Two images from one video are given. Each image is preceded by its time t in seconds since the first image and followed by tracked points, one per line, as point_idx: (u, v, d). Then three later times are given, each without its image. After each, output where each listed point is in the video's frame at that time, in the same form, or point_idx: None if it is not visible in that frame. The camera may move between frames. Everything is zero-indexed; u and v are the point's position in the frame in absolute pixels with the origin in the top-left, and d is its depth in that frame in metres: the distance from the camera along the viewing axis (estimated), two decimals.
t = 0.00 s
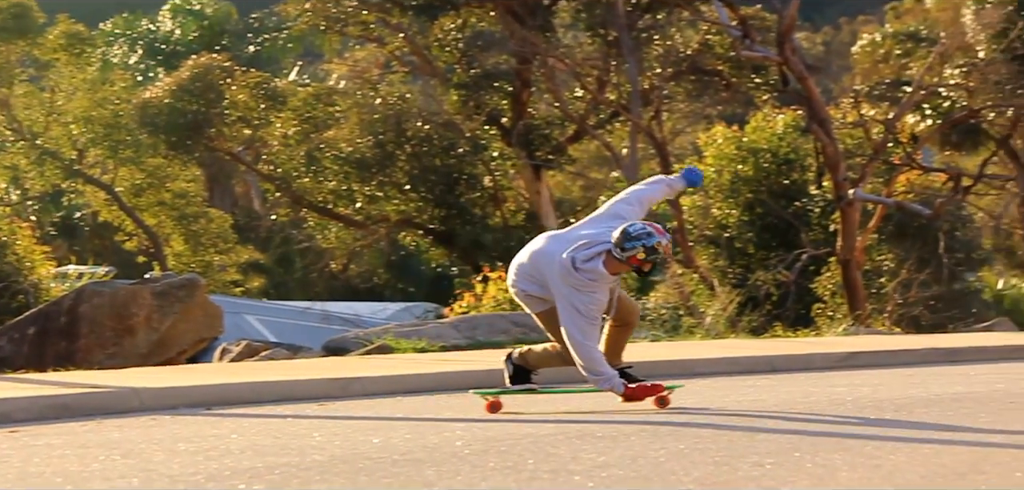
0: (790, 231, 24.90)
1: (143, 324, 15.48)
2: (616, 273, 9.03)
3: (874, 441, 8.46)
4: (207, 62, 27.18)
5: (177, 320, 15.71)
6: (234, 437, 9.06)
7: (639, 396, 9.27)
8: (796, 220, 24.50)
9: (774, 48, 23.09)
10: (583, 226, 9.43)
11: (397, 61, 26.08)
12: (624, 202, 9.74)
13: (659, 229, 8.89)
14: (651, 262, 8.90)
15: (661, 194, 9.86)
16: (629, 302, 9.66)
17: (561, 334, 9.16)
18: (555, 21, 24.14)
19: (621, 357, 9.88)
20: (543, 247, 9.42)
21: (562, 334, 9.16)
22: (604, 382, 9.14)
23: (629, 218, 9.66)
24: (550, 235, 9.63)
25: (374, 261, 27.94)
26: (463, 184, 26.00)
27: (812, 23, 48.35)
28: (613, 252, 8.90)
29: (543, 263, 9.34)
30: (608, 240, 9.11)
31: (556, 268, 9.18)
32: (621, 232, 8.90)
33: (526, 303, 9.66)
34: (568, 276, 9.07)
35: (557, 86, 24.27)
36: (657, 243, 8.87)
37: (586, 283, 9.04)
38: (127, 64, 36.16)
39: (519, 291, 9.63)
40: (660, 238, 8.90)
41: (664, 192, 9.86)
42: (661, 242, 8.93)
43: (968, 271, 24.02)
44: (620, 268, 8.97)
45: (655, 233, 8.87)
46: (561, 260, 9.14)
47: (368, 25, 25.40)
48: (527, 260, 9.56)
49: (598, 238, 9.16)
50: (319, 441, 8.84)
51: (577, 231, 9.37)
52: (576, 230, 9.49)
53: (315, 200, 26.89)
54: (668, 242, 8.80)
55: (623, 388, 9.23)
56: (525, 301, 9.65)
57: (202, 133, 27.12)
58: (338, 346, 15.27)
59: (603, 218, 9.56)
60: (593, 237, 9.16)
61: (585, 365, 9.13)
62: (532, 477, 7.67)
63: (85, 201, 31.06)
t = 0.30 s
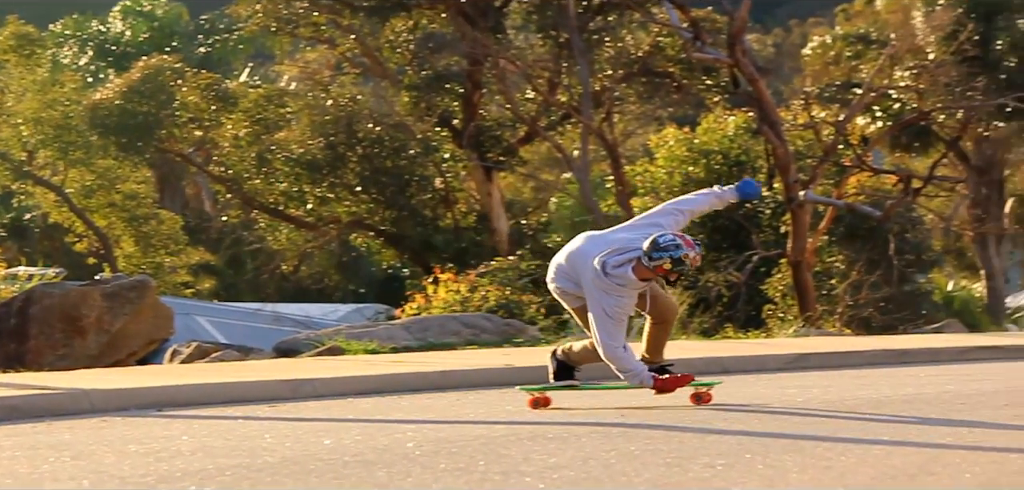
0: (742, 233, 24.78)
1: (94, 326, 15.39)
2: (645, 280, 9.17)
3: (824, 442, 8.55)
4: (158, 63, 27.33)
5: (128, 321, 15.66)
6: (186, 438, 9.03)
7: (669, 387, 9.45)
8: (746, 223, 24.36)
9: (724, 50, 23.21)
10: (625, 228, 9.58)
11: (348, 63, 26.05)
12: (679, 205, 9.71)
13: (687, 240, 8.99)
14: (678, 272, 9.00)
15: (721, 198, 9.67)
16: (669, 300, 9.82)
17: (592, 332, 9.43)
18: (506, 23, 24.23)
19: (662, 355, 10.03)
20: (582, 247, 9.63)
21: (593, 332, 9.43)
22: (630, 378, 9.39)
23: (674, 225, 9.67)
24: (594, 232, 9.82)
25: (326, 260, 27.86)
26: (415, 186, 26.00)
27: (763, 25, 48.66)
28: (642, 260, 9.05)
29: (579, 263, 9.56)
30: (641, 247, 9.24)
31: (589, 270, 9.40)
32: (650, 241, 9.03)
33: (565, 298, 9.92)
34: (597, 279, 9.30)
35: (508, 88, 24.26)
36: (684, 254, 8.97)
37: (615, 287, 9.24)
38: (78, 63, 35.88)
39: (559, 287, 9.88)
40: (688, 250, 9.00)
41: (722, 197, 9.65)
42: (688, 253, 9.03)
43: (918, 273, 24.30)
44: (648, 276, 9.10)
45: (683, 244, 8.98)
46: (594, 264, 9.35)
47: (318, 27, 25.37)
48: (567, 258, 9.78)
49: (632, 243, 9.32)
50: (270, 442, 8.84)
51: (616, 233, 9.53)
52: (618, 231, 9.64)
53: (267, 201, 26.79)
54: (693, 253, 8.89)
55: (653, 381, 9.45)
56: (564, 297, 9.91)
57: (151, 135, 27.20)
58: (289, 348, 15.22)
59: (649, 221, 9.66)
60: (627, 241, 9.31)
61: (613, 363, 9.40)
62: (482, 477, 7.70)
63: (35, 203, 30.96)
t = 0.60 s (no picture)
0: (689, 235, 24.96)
1: (41, 328, 15.78)
2: (672, 278, 9.28)
3: (772, 444, 8.64)
4: (105, 66, 27.61)
5: (75, 324, 16.12)
6: (134, 441, 9.02)
7: (675, 389, 9.55)
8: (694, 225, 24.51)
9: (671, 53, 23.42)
10: (665, 228, 9.70)
11: (295, 65, 26.08)
12: (728, 211, 9.68)
13: (715, 243, 9.07)
14: (703, 272, 9.09)
15: (768, 210, 9.54)
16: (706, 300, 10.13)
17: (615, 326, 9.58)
18: (454, 25, 24.36)
19: (706, 353, 10.34)
20: (623, 242, 9.78)
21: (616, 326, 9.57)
22: (643, 375, 9.51)
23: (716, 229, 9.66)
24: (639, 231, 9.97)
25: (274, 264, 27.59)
26: (362, 188, 25.75)
27: (713, 29, 49.01)
28: (669, 258, 9.14)
29: (615, 257, 9.72)
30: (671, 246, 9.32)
31: (621, 264, 9.55)
32: (679, 240, 9.12)
33: (601, 293, 10.08)
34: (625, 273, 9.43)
35: (457, 92, 24.14)
36: (711, 255, 9.05)
37: (639, 283, 9.36)
38: (24, 64, 35.33)
39: (596, 281, 10.05)
40: (715, 251, 9.07)
41: (767, 210, 9.51)
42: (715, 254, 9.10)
43: (865, 276, 24.60)
44: (674, 275, 9.19)
45: (710, 246, 9.06)
46: (625, 258, 9.50)
47: (266, 29, 25.56)
48: (608, 252, 9.95)
49: (665, 241, 9.43)
50: (218, 444, 8.85)
51: (656, 232, 9.66)
52: (659, 232, 9.76)
53: (214, 204, 26.71)
54: (720, 256, 8.97)
55: (663, 380, 9.56)
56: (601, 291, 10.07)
57: (100, 137, 27.39)
58: (237, 350, 15.16)
59: (694, 224, 9.70)
60: (661, 240, 9.42)
61: (630, 358, 9.52)
62: (430, 479, 7.75)
63: None
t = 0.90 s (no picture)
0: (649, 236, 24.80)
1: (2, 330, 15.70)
2: (689, 273, 9.83)
3: (733, 446, 8.71)
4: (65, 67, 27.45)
5: (34, 326, 16.05)
6: (94, 443, 9.01)
7: (676, 385, 9.88)
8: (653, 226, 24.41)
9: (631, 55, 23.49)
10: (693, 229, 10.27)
11: (255, 67, 26.10)
12: (758, 220, 10.32)
13: (733, 241, 9.62)
14: (719, 267, 9.65)
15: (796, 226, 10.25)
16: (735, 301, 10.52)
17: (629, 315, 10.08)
18: (414, 27, 24.34)
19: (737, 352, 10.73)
20: (651, 239, 10.35)
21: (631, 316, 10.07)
22: (645, 364, 9.96)
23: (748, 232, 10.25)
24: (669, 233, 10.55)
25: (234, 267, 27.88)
26: (322, 191, 25.95)
27: (672, 30, 49.14)
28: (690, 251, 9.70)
29: (641, 252, 10.28)
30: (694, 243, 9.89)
31: (645, 257, 10.11)
32: (700, 236, 9.70)
33: (628, 288, 10.61)
34: (646, 265, 9.99)
35: (417, 93, 24.27)
36: (726, 252, 9.61)
37: (658, 275, 9.91)
38: None
39: (624, 276, 10.59)
40: (731, 249, 9.64)
41: (796, 226, 10.20)
42: (732, 252, 9.66)
43: (824, 278, 24.68)
44: (692, 270, 9.75)
45: (727, 243, 9.61)
46: (649, 251, 10.06)
47: (225, 30, 25.43)
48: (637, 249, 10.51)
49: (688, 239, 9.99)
50: (178, 446, 8.85)
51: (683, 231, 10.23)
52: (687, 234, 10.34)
53: (174, 205, 26.65)
54: (735, 253, 9.52)
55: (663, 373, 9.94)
56: (628, 286, 10.61)
57: (59, 139, 27.23)
58: (197, 353, 15.13)
59: (725, 224, 10.25)
60: (684, 237, 9.99)
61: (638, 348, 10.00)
62: (390, 480, 7.78)
63: None
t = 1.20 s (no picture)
0: (612, 238, 24.96)
1: None
2: (701, 268, 10.12)
3: (696, 448, 8.78)
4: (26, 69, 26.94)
5: None
6: (56, 445, 9.00)
7: (664, 376, 10.29)
8: (617, 229, 24.63)
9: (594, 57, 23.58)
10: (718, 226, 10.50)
11: (217, 69, 26.07)
12: (781, 226, 10.39)
13: (741, 234, 9.91)
14: (728, 259, 9.91)
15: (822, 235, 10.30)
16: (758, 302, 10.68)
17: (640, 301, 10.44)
18: (378, 28, 24.32)
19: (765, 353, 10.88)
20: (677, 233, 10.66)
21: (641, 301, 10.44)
22: (643, 349, 10.37)
23: (769, 236, 10.29)
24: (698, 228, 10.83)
25: (198, 268, 28.49)
26: (286, 193, 25.98)
27: (636, 33, 49.24)
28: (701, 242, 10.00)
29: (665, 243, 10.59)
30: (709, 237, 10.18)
31: (664, 248, 10.44)
32: (713, 228, 10.00)
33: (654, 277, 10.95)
34: (664, 254, 10.31)
35: (380, 95, 24.35)
36: (736, 245, 9.88)
37: (671, 264, 10.23)
38: None
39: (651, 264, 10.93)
40: (741, 243, 9.91)
41: (821, 234, 10.29)
42: (741, 245, 9.94)
43: (787, 280, 24.82)
44: (703, 263, 10.03)
45: (736, 236, 9.90)
46: (669, 241, 10.39)
47: (189, 32, 25.46)
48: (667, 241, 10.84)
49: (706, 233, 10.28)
50: (141, 448, 8.85)
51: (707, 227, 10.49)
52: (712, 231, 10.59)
53: (136, 207, 26.60)
54: (742, 245, 9.80)
55: (656, 360, 10.35)
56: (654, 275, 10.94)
57: (20, 141, 26.51)
58: (161, 354, 15.14)
59: (749, 225, 10.38)
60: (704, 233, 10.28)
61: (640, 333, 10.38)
62: (353, 483, 7.81)
63: None
